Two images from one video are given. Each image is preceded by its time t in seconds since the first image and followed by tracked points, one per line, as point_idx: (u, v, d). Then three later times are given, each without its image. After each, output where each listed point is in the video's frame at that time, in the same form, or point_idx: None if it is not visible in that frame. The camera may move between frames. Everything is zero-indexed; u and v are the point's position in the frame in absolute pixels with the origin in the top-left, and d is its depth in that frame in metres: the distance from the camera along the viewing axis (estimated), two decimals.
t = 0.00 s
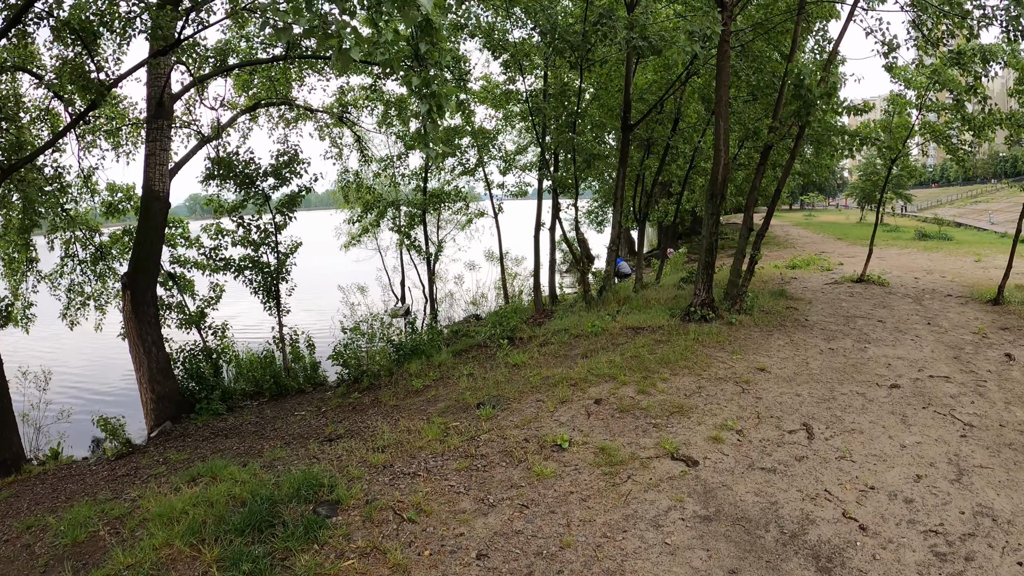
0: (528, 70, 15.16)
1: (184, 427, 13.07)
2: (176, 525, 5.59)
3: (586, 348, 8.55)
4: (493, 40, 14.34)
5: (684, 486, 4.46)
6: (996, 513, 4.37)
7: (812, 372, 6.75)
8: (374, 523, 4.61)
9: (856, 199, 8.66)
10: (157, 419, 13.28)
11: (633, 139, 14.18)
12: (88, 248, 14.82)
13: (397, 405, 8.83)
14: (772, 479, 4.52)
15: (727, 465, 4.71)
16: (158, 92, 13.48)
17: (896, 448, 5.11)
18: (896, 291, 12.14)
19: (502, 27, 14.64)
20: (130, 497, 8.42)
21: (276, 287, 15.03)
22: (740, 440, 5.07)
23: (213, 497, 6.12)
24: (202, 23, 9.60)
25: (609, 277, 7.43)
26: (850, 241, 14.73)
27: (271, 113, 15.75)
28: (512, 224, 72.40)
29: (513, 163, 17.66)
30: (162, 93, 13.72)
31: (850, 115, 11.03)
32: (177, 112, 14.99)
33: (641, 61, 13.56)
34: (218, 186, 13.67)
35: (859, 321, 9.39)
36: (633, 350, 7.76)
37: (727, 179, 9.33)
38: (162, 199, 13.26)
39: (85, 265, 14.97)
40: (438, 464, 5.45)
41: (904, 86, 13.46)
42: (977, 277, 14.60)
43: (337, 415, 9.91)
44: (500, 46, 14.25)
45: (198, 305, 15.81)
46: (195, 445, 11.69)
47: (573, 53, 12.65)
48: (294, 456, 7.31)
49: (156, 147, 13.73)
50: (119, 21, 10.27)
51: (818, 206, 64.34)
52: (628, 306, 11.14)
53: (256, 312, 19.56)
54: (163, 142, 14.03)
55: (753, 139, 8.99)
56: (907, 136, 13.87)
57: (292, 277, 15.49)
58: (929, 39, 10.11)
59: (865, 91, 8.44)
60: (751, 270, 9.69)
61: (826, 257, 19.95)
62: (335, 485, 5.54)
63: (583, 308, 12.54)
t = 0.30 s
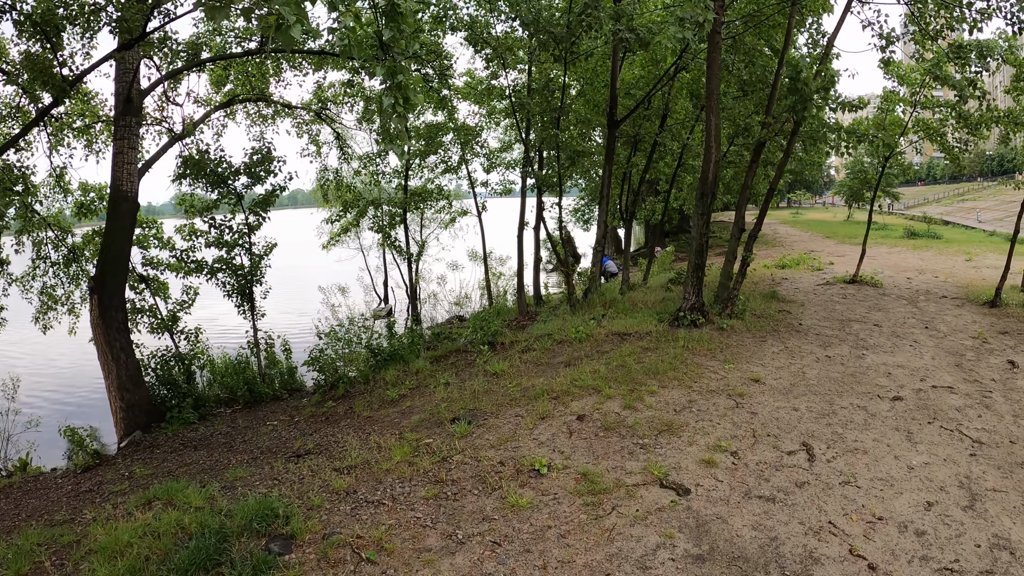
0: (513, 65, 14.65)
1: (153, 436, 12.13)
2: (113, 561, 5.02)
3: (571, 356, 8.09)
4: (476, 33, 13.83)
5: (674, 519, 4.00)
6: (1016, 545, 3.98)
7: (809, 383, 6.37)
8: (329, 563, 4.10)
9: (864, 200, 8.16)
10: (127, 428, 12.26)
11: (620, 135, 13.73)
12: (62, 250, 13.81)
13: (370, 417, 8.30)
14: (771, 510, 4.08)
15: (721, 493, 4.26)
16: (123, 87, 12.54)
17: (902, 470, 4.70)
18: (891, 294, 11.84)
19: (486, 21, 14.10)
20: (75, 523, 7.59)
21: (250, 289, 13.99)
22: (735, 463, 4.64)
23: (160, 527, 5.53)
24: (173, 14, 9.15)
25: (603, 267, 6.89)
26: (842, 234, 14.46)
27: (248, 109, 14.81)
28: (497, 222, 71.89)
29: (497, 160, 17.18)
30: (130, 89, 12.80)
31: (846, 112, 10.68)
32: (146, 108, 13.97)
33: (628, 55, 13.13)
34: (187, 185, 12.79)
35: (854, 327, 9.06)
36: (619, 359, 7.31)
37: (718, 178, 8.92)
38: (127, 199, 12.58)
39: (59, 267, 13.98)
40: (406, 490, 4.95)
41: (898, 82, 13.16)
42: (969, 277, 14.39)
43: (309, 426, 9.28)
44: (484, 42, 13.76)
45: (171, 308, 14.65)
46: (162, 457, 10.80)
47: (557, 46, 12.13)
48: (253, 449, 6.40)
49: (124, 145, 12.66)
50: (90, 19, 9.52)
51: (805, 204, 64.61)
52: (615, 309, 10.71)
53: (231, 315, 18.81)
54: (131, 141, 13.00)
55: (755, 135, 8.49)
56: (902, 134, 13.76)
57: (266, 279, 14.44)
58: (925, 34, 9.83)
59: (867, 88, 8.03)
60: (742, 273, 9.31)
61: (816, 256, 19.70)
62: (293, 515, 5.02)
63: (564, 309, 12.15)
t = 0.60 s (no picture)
0: (501, 60, 14.20)
1: (126, 445, 11.12)
2: None
3: (559, 362, 7.67)
4: (463, 26, 13.37)
5: (674, 551, 3.59)
6: None
7: (813, 393, 6.02)
8: None
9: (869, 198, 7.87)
10: (98, 437, 11.33)
11: (609, 131, 13.32)
12: (34, 251, 12.80)
13: (346, 428, 7.80)
14: (781, 541, 3.68)
15: (725, 521, 3.86)
16: (95, 82, 11.61)
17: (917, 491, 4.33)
18: (889, 296, 11.59)
19: (473, 14, 13.63)
20: (20, 546, 6.91)
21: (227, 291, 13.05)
22: (739, 485, 4.24)
23: (107, 557, 4.96)
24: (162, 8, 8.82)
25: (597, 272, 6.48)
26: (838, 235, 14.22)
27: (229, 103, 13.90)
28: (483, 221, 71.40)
29: (483, 158, 16.74)
30: (103, 83, 11.82)
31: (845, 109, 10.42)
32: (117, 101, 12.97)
33: (618, 47, 12.75)
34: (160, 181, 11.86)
35: (853, 331, 8.77)
36: (610, 366, 6.89)
37: (713, 174, 8.55)
38: (101, 198, 11.73)
39: (33, 270, 12.96)
40: (379, 514, 4.48)
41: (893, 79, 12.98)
42: (965, 276, 14.20)
43: (283, 436, 8.73)
44: (471, 36, 13.32)
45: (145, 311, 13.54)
46: (130, 469, 9.79)
47: (544, 37, 11.68)
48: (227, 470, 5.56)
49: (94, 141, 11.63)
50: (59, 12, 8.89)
51: (794, 203, 64.91)
52: (606, 311, 10.29)
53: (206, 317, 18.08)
54: (104, 135, 11.92)
55: (753, 130, 8.13)
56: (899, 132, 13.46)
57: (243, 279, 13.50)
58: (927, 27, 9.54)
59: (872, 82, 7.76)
60: (738, 273, 8.96)
61: (809, 255, 19.48)
62: (253, 544, 4.53)
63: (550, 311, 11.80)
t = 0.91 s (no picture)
0: (494, 54, 13.78)
1: (103, 454, 10.17)
2: None
3: (553, 371, 7.32)
4: (454, 19, 12.92)
5: None
6: None
7: (821, 408, 5.73)
8: None
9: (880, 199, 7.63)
10: (74, 445, 10.38)
11: (603, 128, 12.95)
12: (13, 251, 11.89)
13: (327, 442, 7.37)
14: None
15: (737, 558, 3.52)
16: (70, 78, 10.48)
17: (939, 521, 4.03)
18: (890, 299, 11.37)
19: (464, 7, 13.19)
20: None
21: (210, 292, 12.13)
22: (748, 515, 3.90)
23: None
24: None
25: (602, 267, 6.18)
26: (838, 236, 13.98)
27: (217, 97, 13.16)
28: (473, 220, 70.81)
29: (475, 155, 16.33)
30: (79, 78, 10.70)
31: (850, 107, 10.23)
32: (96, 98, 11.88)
33: (614, 42, 12.40)
34: (137, 179, 10.92)
35: (856, 338, 8.51)
36: (606, 377, 6.53)
37: (715, 173, 8.20)
38: (78, 197, 10.75)
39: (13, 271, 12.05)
40: (356, 547, 4.07)
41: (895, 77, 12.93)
42: (964, 278, 14.04)
43: (262, 448, 8.26)
44: (463, 29, 12.87)
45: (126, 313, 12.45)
46: (105, 481, 8.92)
47: (538, 30, 11.25)
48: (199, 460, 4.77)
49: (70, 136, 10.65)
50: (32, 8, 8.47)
51: (786, 202, 64.97)
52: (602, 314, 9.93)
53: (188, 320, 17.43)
54: (82, 132, 10.82)
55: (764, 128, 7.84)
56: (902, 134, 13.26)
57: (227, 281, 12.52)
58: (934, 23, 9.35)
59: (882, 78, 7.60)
60: (739, 278, 8.63)
61: (805, 256, 19.27)
62: None
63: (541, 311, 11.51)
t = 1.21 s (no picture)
0: (492, 46, 13.39)
1: (86, 457, 9.63)
2: None
3: (548, 375, 7.00)
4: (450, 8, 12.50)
5: None
6: None
7: (831, 417, 5.42)
8: None
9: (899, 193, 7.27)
10: (57, 447, 9.82)
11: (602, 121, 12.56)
12: None
13: (312, 448, 7.02)
14: None
15: None
16: (53, 70, 9.83)
17: (961, 544, 3.73)
18: (897, 298, 11.05)
19: None
20: None
21: (199, 290, 11.64)
22: (757, 540, 3.60)
23: None
24: None
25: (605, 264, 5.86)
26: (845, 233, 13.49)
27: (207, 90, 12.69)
28: (472, 216, 70.43)
29: (472, 149, 15.96)
30: (63, 70, 10.05)
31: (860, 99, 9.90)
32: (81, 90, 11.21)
33: (613, 32, 12.03)
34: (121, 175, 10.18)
35: (865, 340, 8.19)
36: (604, 382, 6.21)
37: (720, 166, 7.82)
38: (61, 192, 9.94)
39: None
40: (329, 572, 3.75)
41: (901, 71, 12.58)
42: (971, 276, 13.72)
43: (246, 452, 7.90)
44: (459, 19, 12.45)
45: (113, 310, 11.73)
46: (85, 488, 8.44)
47: (534, 19, 10.86)
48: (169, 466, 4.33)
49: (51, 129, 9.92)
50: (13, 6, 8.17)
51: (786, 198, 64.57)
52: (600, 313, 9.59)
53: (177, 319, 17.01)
54: (65, 126, 10.05)
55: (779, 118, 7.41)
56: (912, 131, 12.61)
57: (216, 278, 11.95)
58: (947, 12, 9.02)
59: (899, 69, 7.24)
60: (743, 277, 8.30)
61: (808, 253, 18.92)
62: None
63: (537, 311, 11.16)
